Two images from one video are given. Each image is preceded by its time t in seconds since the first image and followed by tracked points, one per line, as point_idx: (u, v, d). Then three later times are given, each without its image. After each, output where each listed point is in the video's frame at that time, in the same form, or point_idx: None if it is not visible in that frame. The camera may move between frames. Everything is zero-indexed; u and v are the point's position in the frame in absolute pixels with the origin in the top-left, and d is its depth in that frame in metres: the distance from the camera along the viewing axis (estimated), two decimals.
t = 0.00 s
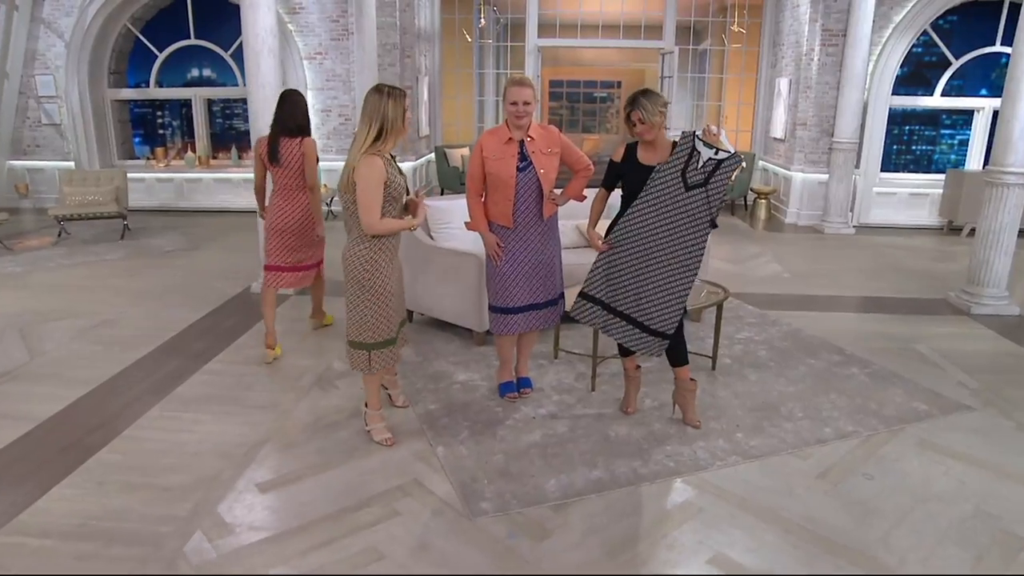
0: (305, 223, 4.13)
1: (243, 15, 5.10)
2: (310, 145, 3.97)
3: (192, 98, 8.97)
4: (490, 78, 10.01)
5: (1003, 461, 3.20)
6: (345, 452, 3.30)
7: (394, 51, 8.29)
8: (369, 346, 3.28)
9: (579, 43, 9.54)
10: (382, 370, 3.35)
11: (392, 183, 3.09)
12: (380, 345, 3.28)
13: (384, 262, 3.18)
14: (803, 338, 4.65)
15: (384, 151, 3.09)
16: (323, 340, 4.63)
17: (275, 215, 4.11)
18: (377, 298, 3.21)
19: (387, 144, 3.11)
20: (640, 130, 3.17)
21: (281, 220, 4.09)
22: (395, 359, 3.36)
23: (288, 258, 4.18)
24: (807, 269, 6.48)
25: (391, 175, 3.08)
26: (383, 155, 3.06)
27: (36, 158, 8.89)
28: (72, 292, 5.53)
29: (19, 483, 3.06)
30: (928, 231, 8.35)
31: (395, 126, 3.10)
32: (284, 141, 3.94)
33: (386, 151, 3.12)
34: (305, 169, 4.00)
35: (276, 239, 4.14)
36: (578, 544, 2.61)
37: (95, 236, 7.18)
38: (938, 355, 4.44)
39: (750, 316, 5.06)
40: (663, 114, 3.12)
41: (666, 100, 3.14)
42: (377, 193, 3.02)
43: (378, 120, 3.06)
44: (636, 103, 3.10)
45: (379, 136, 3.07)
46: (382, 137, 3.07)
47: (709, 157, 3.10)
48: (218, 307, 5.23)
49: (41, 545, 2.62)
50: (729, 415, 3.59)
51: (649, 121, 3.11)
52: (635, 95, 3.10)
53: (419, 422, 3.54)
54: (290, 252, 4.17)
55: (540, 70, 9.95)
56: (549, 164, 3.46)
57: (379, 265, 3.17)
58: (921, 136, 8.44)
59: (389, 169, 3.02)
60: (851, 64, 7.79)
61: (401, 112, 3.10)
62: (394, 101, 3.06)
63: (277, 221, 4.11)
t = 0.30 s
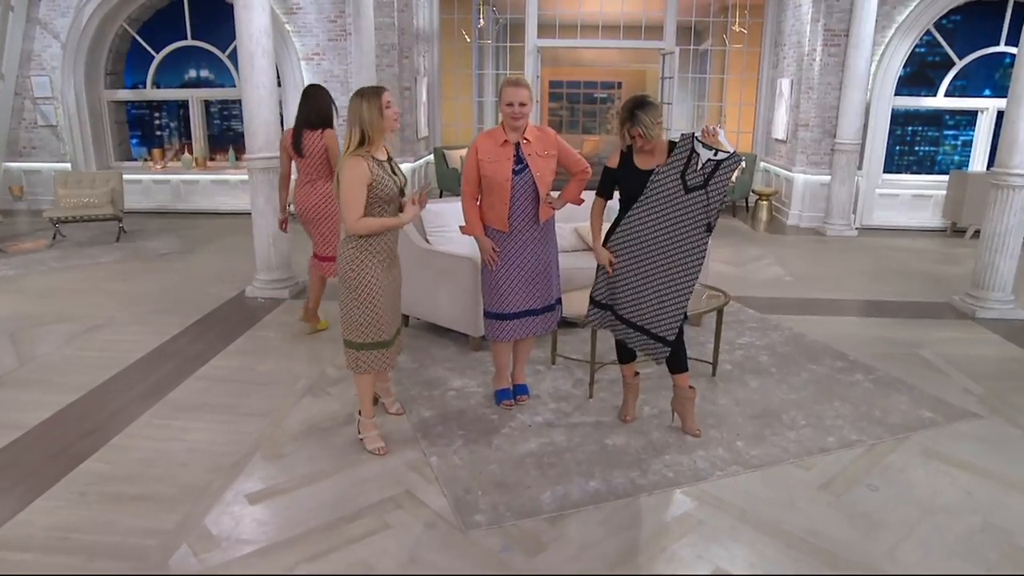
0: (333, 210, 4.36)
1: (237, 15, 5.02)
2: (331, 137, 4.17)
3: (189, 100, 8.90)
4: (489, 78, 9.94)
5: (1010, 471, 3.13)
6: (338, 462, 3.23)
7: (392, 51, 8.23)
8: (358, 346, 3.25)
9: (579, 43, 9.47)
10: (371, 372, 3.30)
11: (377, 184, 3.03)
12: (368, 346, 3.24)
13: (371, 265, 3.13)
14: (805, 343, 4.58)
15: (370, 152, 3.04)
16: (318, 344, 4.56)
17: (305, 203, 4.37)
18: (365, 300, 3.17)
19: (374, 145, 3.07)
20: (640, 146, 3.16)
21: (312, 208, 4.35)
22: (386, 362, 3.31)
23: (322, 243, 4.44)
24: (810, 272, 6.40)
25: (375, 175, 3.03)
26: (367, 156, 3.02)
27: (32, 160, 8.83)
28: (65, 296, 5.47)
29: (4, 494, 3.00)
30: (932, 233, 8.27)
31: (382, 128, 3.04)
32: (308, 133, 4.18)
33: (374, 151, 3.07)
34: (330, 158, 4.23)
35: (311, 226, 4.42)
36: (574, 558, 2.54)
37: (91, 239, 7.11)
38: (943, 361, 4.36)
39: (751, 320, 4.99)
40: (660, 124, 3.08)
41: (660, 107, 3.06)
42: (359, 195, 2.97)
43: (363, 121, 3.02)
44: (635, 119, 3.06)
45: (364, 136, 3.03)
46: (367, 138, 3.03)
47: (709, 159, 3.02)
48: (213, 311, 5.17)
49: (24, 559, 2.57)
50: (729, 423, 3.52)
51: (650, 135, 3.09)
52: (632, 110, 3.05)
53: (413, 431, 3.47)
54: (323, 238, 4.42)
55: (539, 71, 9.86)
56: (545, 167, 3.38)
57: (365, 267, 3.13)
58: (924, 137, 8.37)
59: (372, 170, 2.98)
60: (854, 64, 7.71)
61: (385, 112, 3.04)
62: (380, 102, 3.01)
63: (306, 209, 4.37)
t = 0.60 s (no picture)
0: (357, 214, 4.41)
1: (235, 13, 4.92)
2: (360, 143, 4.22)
3: (190, 99, 8.84)
4: (493, 78, 9.82)
5: None
6: (332, 470, 3.14)
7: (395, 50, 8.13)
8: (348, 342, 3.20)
9: (585, 42, 9.36)
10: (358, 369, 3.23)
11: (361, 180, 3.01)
12: (354, 342, 3.17)
13: (355, 262, 3.08)
14: (814, 349, 4.46)
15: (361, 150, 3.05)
16: (315, 348, 4.47)
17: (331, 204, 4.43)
18: (349, 296, 3.12)
19: (369, 143, 3.06)
20: (640, 158, 3.07)
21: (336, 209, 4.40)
22: (372, 362, 3.21)
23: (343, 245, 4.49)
24: (819, 275, 6.28)
25: (361, 171, 3.01)
26: (355, 153, 3.02)
27: (32, 160, 8.79)
28: (61, 298, 5.40)
29: None
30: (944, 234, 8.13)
31: (374, 126, 3.03)
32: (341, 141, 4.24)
33: (368, 149, 3.06)
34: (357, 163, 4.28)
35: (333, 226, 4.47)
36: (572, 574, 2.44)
37: (89, 240, 7.05)
38: (957, 368, 4.24)
39: (759, 325, 4.87)
40: (660, 133, 2.99)
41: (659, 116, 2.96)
42: (340, 188, 2.98)
43: (358, 118, 3.05)
44: (637, 132, 2.97)
45: (359, 134, 3.05)
46: (360, 136, 3.05)
47: (716, 160, 2.91)
48: (210, 314, 5.09)
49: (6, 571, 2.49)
50: (735, 432, 3.41)
51: (652, 146, 3.00)
52: (634, 122, 2.95)
53: (411, 439, 3.37)
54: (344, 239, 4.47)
55: (545, 71, 9.75)
56: (546, 169, 3.28)
57: (349, 263, 3.09)
58: (936, 137, 8.22)
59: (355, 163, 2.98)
60: (864, 63, 7.58)
61: (377, 112, 3.03)
62: (373, 101, 3.01)
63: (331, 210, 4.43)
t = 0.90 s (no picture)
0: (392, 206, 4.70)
1: (239, 11, 4.81)
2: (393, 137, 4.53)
3: (197, 98, 8.79)
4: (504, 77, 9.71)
5: None
6: (329, 477, 3.01)
7: (402, 49, 8.06)
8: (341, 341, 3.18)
9: (596, 40, 9.22)
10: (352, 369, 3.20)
11: (354, 181, 2.95)
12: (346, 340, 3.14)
13: (345, 261, 3.05)
14: (829, 355, 4.32)
15: (362, 150, 2.98)
16: (316, 352, 4.38)
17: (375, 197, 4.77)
18: (340, 294, 3.10)
19: (369, 144, 2.98)
20: (650, 163, 2.95)
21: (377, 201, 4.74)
22: (363, 362, 3.18)
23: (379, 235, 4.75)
24: (834, 279, 6.13)
25: (355, 173, 2.95)
26: (354, 152, 2.96)
27: (39, 159, 8.77)
28: (62, 299, 5.34)
29: None
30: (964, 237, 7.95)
31: (372, 128, 2.95)
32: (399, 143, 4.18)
33: (368, 149, 2.99)
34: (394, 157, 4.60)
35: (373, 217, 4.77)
36: None
37: (94, 240, 7.00)
38: (979, 376, 4.09)
39: (772, 331, 4.73)
40: (671, 136, 2.87)
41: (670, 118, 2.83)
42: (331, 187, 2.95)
43: (361, 118, 2.98)
44: (649, 138, 2.84)
45: (361, 133, 2.99)
46: (362, 135, 2.98)
47: (732, 162, 2.80)
48: (212, 315, 5.00)
49: None
50: (747, 443, 3.28)
51: (665, 153, 2.88)
52: (646, 128, 2.82)
53: (411, 446, 3.26)
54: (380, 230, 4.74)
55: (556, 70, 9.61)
56: (552, 171, 3.15)
57: (341, 262, 3.06)
58: (956, 137, 8.03)
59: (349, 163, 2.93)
60: (882, 61, 7.41)
61: (379, 114, 2.93)
62: (372, 102, 2.91)
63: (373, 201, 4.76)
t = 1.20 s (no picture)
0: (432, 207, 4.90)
1: (243, 10, 4.75)
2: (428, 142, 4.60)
3: (206, 98, 8.77)
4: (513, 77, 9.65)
5: None
6: (326, 484, 2.91)
7: (411, 49, 8.03)
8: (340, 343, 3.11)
9: (607, 40, 9.12)
10: (354, 373, 3.13)
11: (352, 183, 2.89)
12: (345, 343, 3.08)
13: (343, 264, 2.98)
14: (842, 363, 4.20)
15: (361, 153, 2.91)
16: (318, 355, 4.31)
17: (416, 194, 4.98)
18: (338, 296, 3.03)
19: (369, 146, 2.92)
20: (661, 165, 2.87)
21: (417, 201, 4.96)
22: (363, 367, 3.10)
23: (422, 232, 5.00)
24: (847, 283, 6.00)
25: (353, 175, 2.88)
26: (353, 154, 2.90)
27: (48, 159, 8.79)
28: (66, 300, 5.31)
29: None
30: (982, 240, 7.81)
31: (371, 130, 2.88)
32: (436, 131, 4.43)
33: (367, 151, 2.92)
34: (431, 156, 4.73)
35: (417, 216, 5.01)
36: None
37: (101, 240, 6.99)
38: (997, 385, 3.96)
39: (783, 337, 4.62)
40: (683, 137, 2.80)
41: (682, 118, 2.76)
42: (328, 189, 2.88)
43: (361, 120, 2.91)
44: (660, 138, 2.76)
45: (360, 135, 2.93)
46: (361, 137, 2.91)
47: (746, 164, 2.71)
48: (214, 317, 4.94)
49: None
50: (756, 453, 3.17)
51: (675, 156, 2.81)
52: (658, 129, 2.74)
53: (410, 453, 3.18)
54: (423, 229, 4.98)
55: (566, 71, 9.54)
56: (557, 174, 3.05)
57: (338, 266, 2.99)
58: (975, 137, 7.85)
59: (346, 165, 2.87)
60: (899, 60, 7.27)
61: (379, 116, 2.86)
62: (371, 104, 2.85)
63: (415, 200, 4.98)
